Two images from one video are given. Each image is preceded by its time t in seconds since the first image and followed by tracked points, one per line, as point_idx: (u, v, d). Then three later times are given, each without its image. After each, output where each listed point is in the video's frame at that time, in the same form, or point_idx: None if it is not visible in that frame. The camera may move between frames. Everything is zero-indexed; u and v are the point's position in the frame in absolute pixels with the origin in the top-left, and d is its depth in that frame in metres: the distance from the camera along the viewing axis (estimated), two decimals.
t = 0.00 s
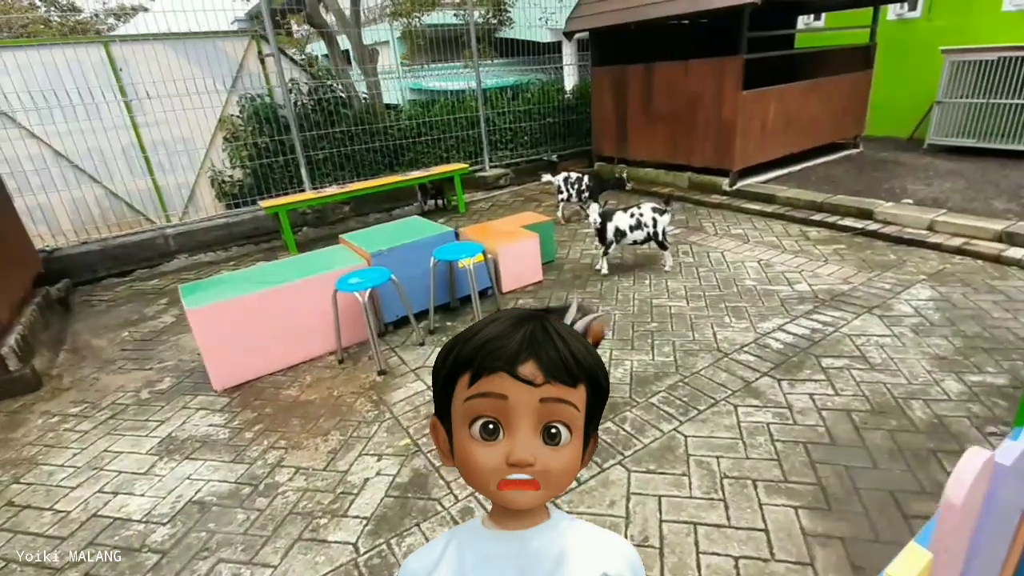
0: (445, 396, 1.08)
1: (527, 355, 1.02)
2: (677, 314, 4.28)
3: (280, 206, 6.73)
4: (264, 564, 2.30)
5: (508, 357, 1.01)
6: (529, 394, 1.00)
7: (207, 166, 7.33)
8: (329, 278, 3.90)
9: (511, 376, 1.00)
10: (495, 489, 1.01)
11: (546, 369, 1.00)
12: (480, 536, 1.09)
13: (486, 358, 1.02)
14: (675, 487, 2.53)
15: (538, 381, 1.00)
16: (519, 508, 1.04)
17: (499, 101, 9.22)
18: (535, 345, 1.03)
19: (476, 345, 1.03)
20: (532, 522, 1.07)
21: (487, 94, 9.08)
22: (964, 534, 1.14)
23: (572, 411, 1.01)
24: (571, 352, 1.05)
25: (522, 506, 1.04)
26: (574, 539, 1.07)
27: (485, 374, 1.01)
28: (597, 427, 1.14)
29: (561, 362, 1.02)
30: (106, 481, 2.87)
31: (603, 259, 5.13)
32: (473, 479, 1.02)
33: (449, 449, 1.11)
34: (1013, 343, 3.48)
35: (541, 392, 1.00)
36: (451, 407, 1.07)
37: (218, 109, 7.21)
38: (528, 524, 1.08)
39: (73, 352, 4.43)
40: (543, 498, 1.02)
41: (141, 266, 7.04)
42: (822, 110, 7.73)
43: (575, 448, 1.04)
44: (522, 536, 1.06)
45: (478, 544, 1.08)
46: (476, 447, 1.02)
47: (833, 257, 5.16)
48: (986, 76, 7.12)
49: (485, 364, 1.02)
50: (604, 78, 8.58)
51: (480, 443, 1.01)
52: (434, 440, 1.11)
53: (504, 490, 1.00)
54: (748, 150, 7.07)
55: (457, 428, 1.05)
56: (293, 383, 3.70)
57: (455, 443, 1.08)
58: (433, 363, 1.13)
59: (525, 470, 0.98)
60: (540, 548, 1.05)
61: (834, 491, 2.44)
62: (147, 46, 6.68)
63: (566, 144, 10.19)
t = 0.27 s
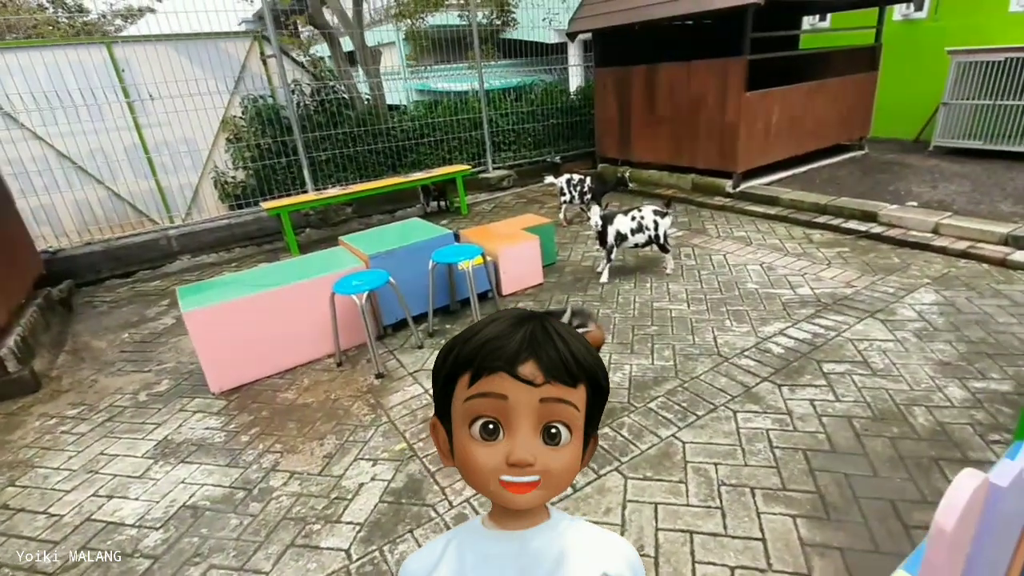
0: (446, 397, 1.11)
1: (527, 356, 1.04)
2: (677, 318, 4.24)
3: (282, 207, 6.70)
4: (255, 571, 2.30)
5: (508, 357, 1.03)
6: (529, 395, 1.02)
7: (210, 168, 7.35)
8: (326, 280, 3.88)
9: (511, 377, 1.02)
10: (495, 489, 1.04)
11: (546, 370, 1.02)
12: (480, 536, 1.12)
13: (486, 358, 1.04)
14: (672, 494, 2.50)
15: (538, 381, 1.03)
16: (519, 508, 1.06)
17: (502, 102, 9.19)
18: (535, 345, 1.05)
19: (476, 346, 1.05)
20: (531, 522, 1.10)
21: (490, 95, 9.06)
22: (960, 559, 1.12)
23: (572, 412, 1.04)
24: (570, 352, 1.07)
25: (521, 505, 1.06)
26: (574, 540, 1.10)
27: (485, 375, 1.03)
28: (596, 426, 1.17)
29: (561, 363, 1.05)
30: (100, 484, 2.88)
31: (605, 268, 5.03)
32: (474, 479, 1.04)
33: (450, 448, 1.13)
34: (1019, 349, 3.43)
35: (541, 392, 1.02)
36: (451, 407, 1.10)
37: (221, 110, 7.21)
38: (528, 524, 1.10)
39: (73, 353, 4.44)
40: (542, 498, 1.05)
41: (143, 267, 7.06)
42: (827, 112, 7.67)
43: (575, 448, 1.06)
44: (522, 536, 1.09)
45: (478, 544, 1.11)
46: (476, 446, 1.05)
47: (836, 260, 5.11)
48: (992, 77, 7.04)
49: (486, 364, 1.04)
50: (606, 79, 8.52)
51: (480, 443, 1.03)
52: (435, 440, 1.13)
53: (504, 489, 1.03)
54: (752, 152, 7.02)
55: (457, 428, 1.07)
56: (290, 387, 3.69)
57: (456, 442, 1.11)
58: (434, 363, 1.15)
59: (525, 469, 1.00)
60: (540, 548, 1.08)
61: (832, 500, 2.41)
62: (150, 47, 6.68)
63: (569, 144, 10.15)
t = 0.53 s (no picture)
0: (446, 397, 1.10)
1: (527, 355, 1.03)
2: (676, 322, 4.20)
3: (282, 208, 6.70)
4: None
5: (508, 357, 1.02)
6: (529, 394, 1.01)
7: (213, 169, 7.38)
8: (320, 283, 3.86)
9: (511, 376, 1.01)
10: (495, 489, 1.02)
11: (546, 369, 1.02)
12: (480, 536, 1.09)
13: (486, 358, 1.03)
14: (664, 503, 2.46)
15: (538, 380, 1.02)
16: (519, 508, 1.05)
17: (506, 103, 9.15)
18: (535, 345, 1.04)
19: (476, 346, 1.05)
20: (531, 522, 1.08)
21: (493, 96, 9.03)
22: None
23: (572, 411, 1.03)
24: (571, 352, 1.06)
25: (522, 506, 1.05)
26: (575, 540, 1.08)
27: (485, 374, 1.02)
28: (596, 426, 1.16)
29: (561, 362, 1.04)
30: (93, 488, 2.87)
31: (603, 270, 4.98)
32: (473, 479, 1.03)
33: (449, 449, 1.12)
34: None
35: (541, 392, 1.01)
36: (451, 407, 1.09)
37: (226, 112, 7.21)
38: (528, 524, 1.08)
39: (72, 355, 4.46)
40: (542, 498, 1.03)
41: (146, 269, 7.09)
42: (832, 112, 7.58)
43: (574, 449, 1.05)
44: (522, 536, 1.06)
45: (478, 544, 1.08)
46: (476, 446, 1.04)
47: (839, 263, 5.03)
48: (1002, 77, 6.92)
49: (485, 364, 1.03)
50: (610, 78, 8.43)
51: (480, 443, 1.02)
52: (435, 440, 1.12)
53: (504, 490, 1.02)
54: (755, 153, 6.94)
55: (457, 428, 1.06)
56: (285, 390, 3.68)
57: (455, 443, 1.10)
58: (433, 364, 1.14)
59: (525, 470, 0.99)
60: (540, 548, 1.06)
61: (828, 510, 2.36)
62: (155, 49, 6.68)
63: (573, 145, 10.11)
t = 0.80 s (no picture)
0: (445, 397, 1.09)
1: (527, 355, 1.03)
2: (675, 326, 4.15)
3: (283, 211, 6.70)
4: None
5: (508, 357, 1.02)
6: (529, 394, 1.01)
7: (216, 171, 7.40)
8: (315, 287, 3.85)
9: (512, 376, 1.01)
10: (495, 489, 1.02)
11: (546, 369, 1.01)
12: (480, 536, 1.10)
13: (486, 358, 1.03)
14: (656, 512, 2.43)
15: (538, 381, 1.01)
16: (519, 508, 1.05)
17: (509, 104, 9.13)
18: (535, 345, 1.04)
19: (476, 345, 1.04)
20: (531, 522, 1.09)
21: (496, 97, 9.00)
22: None
23: (572, 412, 1.03)
24: (571, 352, 1.06)
25: (522, 505, 1.05)
26: (574, 540, 1.10)
27: (485, 375, 1.02)
28: (596, 426, 1.16)
29: (561, 362, 1.04)
30: (85, 491, 2.87)
31: (602, 272, 4.91)
32: (473, 479, 1.03)
33: (449, 449, 1.12)
34: None
35: (541, 393, 1.01)
36: (451, 407, 1.09)
37: (230, 113, 7.24)
38: (528, 524, 1.09)
39: (72, 357, 4.48)
40: (543, 498, 1.03)
41: (148, 270, 7.12)
42: (837, 113, 7.49)
43: (574, 448, 1.05)
44: (522, 536, 1.07)
45: (478, 544, 1.10)
46: (476, 446, 1.04)
47: (843, 266, 4.97)
48: (1011, 77, 6.81)
49: (485, 364, 1.03)
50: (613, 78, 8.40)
51: (480, 443, 1.02)
52: (435, 440, 1.12)
53: (504, 489, 1.02)
54: (758, 154, 6.86)
55: (457, 428, 1.06)
56: (280, 393, 3.67)
57: (455, 442, 1.10)
58: (433, 363, 1.14)
59: (525, 470, 0.99)
60: (540, 548, 1.07)
61: (823, 521, 2.31)
62: (161, 52, 6.79)
63: (576, 147, 10.07)
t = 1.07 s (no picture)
0: (445, 397, 1.08)
1: (527, 355, 1.01)
2: (673, 330, 4.11)
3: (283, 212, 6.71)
4: None
5: (508, 357, 1.00)
6: (529, 394, 1.00)
7: (219, 173, 7.44)
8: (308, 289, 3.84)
9: (511, 376, 1.00)
10: (495, 489, 1.01)
11: (546, 369, 1.00)
12: (480, 536, 1.08)
13: (486, 358, 1.01)
14: (647, 520, 2.40)
15: (538, 380, 1.00)
16: (519, 508, 1.03)
17: (511, 105, 9.13)
18: (535, 345, 1.03)
19: (476, 346, 1.03)
20: (531, 522, 1.07)
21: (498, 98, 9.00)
22: None
23: (572, 411, 1.01)
24: (571, 352, 1.04)
25: (522, 506, 1.03)
26: (574, 539, 1.08)
27: (484, 374, 1.01)
28: (597, 426, 1.14)
29: (561, 362, 1.02)
30: (78, 494, 2.88)
31: (602, 275, 4.86)
32: (473, 479, 1.01)
33: (449, 449, 1.11)
34: None
35: (541, 392, 1.00)
36: (451, 407, 1.07)
37: (233, 115, 7.25)
38: (528, 524, 1.08)
39: (72, 358, 4.51)
40: (542, 498, 1.02)
41: (151, 271, 7.16)
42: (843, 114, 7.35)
43: (575, 449, 1.03)
44: (522, 536, 1.06)
45: (478, 544, 1.08)
46: (475, 446, 1.02)
47: (846, 269, 4.90)
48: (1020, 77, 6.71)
49: (485, 364, 1.02)
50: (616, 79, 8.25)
51: (480, 443, 1.01)
52: (434, 440, 1.11)
53: (504, 489, 1.00)
54: (762, 156, 6.73)
55: (456, 428, 1.04)
56: (275, 396, 3.66)
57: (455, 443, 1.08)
58: (434, 363, 1.13)
59: (525, 470, 0.98)
60: (540, 548, 1.05)
61: (816, 531, 2.27)
62: (164, 55, 6.84)
63: (580, 147, 10.03)
